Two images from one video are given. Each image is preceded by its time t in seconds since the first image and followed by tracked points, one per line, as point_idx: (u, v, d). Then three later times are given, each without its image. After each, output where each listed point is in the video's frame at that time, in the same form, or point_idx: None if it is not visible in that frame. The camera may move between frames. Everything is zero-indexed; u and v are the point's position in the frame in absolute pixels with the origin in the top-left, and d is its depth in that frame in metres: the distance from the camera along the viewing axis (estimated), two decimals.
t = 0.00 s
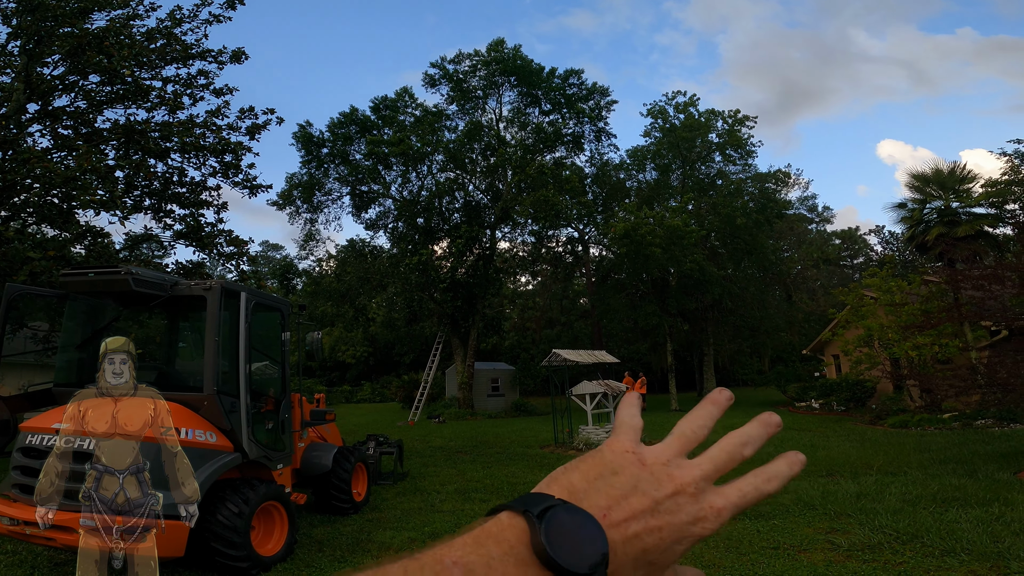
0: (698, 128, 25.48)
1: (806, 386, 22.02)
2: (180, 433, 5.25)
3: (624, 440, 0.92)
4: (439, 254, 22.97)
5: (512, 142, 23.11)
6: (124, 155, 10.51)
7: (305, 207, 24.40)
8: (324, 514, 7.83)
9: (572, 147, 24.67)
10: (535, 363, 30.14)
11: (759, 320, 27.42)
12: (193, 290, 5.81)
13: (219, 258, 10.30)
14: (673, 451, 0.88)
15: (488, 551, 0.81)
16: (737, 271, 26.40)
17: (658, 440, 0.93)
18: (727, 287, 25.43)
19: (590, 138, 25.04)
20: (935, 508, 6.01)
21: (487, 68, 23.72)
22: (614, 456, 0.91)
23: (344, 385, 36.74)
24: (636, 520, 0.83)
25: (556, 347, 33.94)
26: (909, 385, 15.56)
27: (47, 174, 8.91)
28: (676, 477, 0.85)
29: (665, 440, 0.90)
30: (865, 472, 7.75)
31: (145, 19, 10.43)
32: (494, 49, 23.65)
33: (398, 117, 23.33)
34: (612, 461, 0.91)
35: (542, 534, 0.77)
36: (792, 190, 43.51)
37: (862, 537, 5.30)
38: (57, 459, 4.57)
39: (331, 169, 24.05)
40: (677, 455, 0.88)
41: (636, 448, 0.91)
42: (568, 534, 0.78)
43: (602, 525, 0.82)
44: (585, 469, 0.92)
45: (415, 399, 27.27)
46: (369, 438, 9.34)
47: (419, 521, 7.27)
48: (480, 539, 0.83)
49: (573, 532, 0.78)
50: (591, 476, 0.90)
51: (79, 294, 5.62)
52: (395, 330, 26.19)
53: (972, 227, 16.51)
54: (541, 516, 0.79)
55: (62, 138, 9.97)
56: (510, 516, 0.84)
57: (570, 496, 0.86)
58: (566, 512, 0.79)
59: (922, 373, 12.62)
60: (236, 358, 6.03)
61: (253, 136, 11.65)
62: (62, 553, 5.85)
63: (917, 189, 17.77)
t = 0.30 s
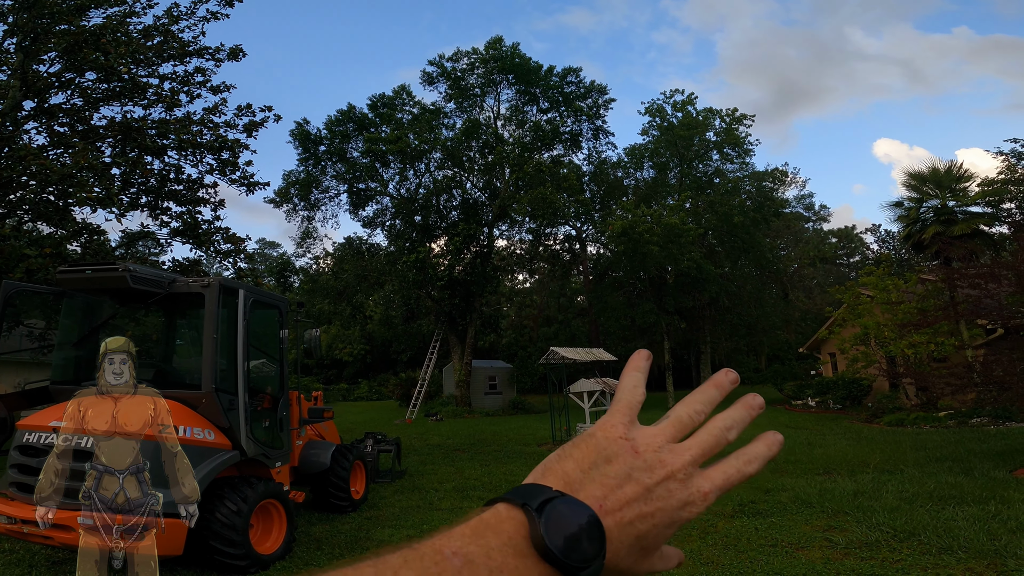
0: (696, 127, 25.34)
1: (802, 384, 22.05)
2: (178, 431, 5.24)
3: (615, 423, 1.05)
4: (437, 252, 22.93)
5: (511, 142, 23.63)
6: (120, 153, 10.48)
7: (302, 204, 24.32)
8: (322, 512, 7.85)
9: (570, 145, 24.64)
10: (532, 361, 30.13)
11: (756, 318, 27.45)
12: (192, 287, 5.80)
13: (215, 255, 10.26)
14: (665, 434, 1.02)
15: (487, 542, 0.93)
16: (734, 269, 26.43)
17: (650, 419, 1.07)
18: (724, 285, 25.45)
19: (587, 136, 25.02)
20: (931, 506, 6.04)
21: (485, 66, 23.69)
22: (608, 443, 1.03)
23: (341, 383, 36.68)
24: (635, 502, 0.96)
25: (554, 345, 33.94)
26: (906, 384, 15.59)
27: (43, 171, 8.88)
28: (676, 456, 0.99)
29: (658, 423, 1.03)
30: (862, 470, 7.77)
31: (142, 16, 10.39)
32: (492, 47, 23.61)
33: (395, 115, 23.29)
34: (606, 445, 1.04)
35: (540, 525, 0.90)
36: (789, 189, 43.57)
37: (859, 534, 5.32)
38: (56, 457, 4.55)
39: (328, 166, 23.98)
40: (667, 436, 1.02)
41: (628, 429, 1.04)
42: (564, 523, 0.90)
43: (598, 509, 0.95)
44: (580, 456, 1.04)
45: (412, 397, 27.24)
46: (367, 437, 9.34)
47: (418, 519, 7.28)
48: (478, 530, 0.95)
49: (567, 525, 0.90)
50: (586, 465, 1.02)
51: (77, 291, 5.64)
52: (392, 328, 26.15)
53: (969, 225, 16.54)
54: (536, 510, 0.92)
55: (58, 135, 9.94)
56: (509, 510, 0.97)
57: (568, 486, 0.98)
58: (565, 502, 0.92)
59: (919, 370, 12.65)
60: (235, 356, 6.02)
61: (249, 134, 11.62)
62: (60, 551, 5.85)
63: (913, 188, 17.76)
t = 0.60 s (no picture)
0: (693, 126, 25.47)
1: (799, 382, 22.09)
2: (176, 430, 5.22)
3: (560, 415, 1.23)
4: (434, 250, 22.92)
5: (508, 141, 23.70)
6: (116, 150, 10.44)
7: (299, 202, 24.26)
8: (318, 510, 7.83)
9: (568, 144, 24.64)
10: (529, 360, 30.16)
11: (753, 317, 27.48)
12: (188, 285, 5.78)
13: (212, 253, 10.22)
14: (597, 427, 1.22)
15: (441, 522, 1.02)
16: (731, 268, 26.48)
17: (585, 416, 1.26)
18: (720, 283, 25.49)
19: (585, 134, 25.01)
20: (927, 504, 6.06)
21: (482, 64, 23.68)
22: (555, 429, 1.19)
23: (337, 382, 36.62)
24: (582, 482, 1.12)
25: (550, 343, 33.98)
26: (901, 382, 15.64)
27: (38, 168, 8.85)
28: (612, 443, 1.19)
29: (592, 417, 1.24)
30: (859, 469, 7.79)
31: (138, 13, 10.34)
32: (490, 45, 23.60)
33: (393, 113, 23.25)
34: (548, 432, 1.20)
35: (486, 505, 1.02)
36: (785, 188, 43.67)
37: (856, 532, 5.34)
38: (56, 458, 4.52)
39: (325, 164, 23.90)
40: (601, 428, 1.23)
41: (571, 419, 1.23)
42: (512, 500, 1.04)
43: (545, 488, 1.09)
44: (526, 443, 1.18)
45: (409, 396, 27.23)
46: (364, 434, 9.30)
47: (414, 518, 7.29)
48: (431, 515, 1.05)
49: (515, 505, 1.03)
50: (533, 451, 1.16)
51: (71, 288, 5.61)
52: (389, 326, 26.11)
53: (964, 225, 16.61)
54: (481, 493, 1.04)
55: (52, 132, 9.90)
56: (456, 495, 1.07)
57: (515, 471, 1.11)
58: (514, 483, 1.06)
59: (914, 369, 12.70)
60: (230, 354, 6.01)
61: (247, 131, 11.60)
62: (56, 551, 5.84)
63: (909, 187, 17.82)
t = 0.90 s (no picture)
0: (690, 124, 25.49)
1: (796, 381, 22.11)
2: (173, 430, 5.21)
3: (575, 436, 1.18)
4: (431, 248, 22.91)
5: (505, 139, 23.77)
6: (111, 149, 10.40)
7: (296, 201, 24.21)
8: (316, 510, 7.80)
9: (565, 143, 24.64)
10: (527, 358, 30.14)
11: (749, 315, 27.51)
12: (183, 284, 5.77)
13: (208, 252, 10.22)
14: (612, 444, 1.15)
15: (468, 544, 1.00)
16: (728, 266, 26.51)
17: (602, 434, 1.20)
18: (717, 281, 25.50)
19: (582, 133, 25.02)
20: (925, 503, 6.06)
21: (479, 62, 23.65)
22: (566, 462, 1.14)
23: (335, 380, 36.59)
24: (593, 513, 1.05)
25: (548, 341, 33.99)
26: (897, 380, 15.66)
27: (32, 168, 8.82)
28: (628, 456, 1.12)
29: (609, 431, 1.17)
30: (856, 467, 7.80)
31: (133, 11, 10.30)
32: (487, 44, 23.58)
33: (389, 112, 23.21)
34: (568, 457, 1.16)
35: (514, 526, 0.98)
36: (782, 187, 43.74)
37: (854, 531, 5.34)
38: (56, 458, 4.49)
39: (321, 163, 23.86)
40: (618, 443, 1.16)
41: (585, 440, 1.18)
42: (538, 520, 1.00)
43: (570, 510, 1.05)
44: (543, 472, 1.15)
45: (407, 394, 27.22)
46: (361, 434, 9.27)
47: (412, 517, 7.27)
48: (459, 537, 1.02)
49: (538, 527, 0.99)
50: (550, 479, 1.12)
51: (66, 288, 5.58)
52: (386, 325, 26.08)
53: (960, 223, 16.63)
54: (510, 514, 1.00)
55: (47, 132, 9.86)
56: (483, 516, 1.04)
57: (536, 494, 1.08)
58: (538, 506, 1.02)
59: (910, 367, 12.75)
60: (226, 353, 5.99)
61: (242, 130, 11.57)
62: (52, 551, 5.81)
63: (905, 185, 17.85)
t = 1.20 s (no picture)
0: (690, 125, 25.51)
1: (795, 381, 22.09)
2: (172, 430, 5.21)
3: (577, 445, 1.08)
4: (430, 249, 22.92)
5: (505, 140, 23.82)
6: (110, 149, 10.39)
7: (295, 201, 24.21)
8: (314, 510, 7.78)
9: (564, 143, 24.66)
10: (526, 358, 30.12)
11: (749, 316, 27.50)
12: (181, 284, 5.77)
13: (208, 252, 10.21)
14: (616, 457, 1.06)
15: (450, 545, 0.89)
16: (727, 266, 26.51)
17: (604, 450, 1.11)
18: (717, 281, 25.49)
19: (582, 133, 25.05)
20: (925, 503, 6.05)
21: (479, 62, 23.65)
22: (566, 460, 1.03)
23: (334, 380, 36.58)
24: (599, 511, 0.96)
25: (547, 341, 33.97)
26: (897, 380, 15.65)
27: (30, 167, 8.81)
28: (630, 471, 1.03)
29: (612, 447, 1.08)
30: (855, 467, 7.79)
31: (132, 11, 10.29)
32: (486, 44, 23.59)
33: (389, 111, 23.20)
34: (565, 461, 1.05)
35: (501, 529, 0.87)
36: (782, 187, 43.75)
37: (854, 532, 5.33)
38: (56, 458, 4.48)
39: (321, 163, 23.88)
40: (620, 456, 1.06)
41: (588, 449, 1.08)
42: (526, 523, 0.88)
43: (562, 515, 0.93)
44: (544, 469, 1.02)
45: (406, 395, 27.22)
46: (359, 434, 9.26)
47: (411, 518, 7.25)
48: (443, 540, 0.90)
49: (527, 527, 0.88)
50: (551, 477, 1.00)
51: (64, 287, 5.57)
52: (386, 325, 26.08)
53: (960, 223, 16.64)
54: (494, 515, 0.89)
55: (46, 131, 9.85)
56: (469, 518, 0.93)
57: (533, 496, 0.96)
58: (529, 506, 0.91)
59: (910, 368, 12.75)
60: (224, 353, 5.98)
61: (242, 129, 11.58)
62: (49, 552, 5.79)
63: (904, 186, 17.87)
